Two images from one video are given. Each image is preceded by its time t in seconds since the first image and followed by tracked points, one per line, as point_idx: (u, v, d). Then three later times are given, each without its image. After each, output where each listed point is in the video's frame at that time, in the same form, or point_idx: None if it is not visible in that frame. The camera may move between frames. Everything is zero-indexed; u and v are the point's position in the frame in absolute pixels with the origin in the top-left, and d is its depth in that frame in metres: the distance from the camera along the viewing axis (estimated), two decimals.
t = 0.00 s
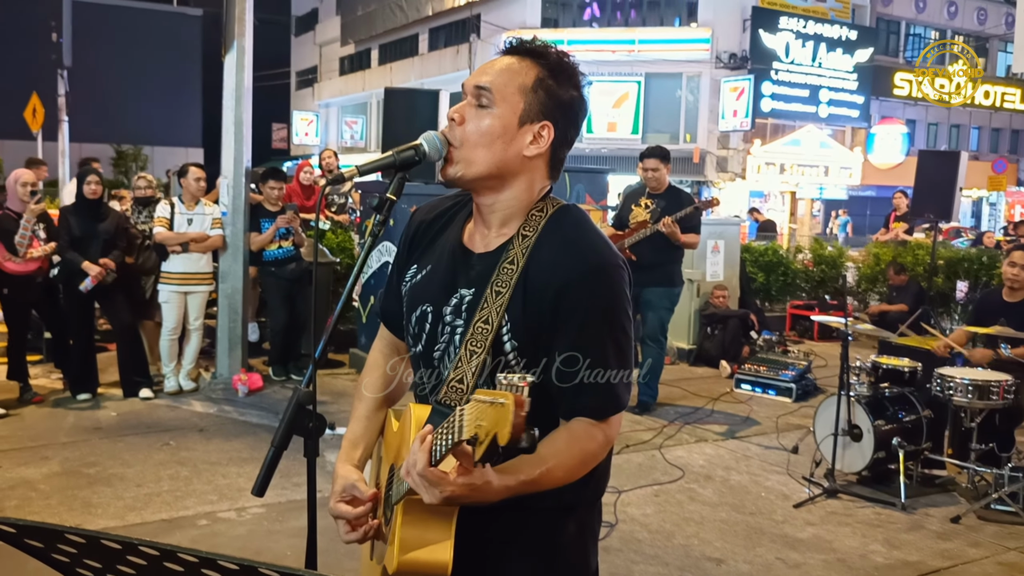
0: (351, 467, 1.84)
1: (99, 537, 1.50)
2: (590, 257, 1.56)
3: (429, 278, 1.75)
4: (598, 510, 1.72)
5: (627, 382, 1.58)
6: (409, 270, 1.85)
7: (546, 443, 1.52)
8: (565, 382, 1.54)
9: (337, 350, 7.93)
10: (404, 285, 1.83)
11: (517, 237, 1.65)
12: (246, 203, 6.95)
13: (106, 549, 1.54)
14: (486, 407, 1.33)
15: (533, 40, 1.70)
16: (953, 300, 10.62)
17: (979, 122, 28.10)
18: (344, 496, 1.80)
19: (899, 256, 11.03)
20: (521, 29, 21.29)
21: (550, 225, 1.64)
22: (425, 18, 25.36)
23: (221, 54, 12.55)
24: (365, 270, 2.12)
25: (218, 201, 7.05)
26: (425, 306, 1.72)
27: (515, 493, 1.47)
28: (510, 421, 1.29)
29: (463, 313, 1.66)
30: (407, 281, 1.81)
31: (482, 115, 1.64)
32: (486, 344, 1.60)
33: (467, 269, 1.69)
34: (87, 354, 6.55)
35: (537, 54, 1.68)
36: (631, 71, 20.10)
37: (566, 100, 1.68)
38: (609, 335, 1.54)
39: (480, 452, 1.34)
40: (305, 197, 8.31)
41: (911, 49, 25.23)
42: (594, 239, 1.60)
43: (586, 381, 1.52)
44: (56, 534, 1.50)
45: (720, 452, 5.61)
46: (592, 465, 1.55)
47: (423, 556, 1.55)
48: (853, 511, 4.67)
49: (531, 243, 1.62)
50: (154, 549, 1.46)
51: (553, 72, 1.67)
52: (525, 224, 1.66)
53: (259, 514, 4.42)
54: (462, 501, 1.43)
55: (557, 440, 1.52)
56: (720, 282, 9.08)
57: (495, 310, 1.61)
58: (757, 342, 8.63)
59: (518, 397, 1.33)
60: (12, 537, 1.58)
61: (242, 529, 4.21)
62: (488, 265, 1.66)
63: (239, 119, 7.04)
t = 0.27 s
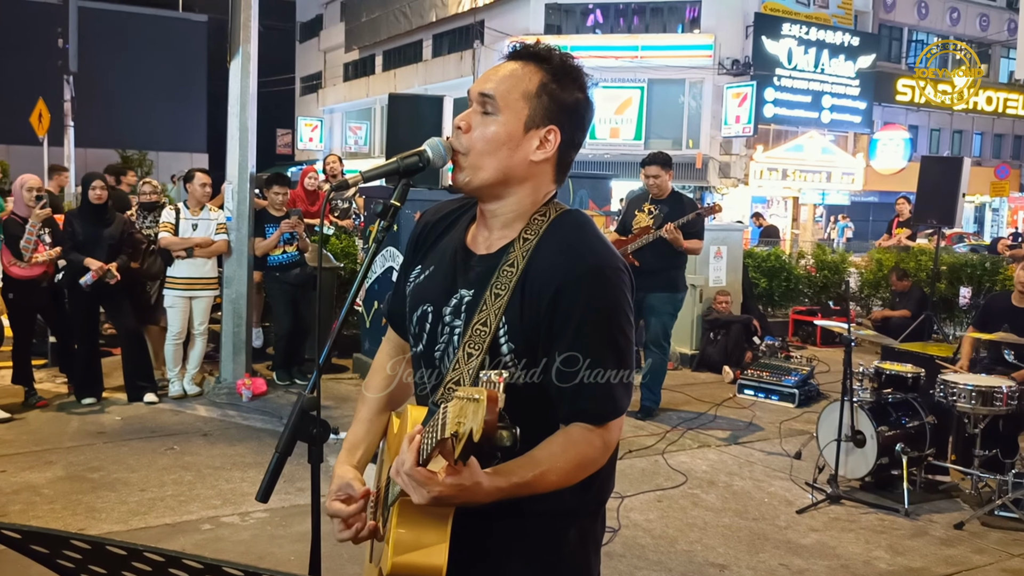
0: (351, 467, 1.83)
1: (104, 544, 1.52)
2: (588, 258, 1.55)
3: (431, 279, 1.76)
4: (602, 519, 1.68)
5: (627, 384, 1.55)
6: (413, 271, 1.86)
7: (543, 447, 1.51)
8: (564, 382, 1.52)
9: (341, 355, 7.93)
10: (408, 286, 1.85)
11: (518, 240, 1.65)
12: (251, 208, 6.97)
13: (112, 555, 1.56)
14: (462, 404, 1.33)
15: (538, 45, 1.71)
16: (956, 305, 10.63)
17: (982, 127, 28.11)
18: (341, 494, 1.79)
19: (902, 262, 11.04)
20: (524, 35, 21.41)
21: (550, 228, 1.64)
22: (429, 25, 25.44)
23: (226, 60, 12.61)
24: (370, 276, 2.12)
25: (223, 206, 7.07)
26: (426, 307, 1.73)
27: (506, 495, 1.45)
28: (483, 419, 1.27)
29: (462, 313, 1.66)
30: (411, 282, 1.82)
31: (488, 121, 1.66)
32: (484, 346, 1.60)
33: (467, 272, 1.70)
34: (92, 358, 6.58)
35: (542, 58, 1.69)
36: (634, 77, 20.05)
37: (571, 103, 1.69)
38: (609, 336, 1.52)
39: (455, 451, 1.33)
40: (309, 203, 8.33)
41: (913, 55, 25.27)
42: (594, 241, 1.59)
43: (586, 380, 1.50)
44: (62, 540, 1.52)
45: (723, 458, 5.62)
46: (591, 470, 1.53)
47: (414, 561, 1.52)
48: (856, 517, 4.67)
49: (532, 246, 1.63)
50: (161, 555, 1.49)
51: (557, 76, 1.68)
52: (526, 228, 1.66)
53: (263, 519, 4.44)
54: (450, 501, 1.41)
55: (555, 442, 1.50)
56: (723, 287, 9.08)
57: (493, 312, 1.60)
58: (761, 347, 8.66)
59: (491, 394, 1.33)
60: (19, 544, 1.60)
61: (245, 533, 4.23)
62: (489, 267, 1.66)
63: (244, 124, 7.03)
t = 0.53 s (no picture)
0: (355, 465, 1.82)
1: (109, 541, 1.52)
2: (590, 259, 1.56)
3: (436, 278, 1.76)
4: (603, 520, 1.68)
5: (629, 385, 1.55)
6: (419, 270, 1.86)
7: (543, 448, 1.51)
8: (565, 382, 1.52)
9: (344, 352, 7.94)
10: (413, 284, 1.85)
11: (522, 239, 1.65)
12: (254, 205, 6.97)
13: (116, 553, 1.57)
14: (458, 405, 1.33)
15: (545, 42, 1.70)
16: (959, 304, 10.61)
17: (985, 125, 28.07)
18: (347, 495, 1.78)
19: (905, 260, 11.03)
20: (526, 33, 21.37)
21: (555, 228, 1.64)
22: (431, 22, 25.41)
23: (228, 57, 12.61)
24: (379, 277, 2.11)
25: (226, 203, 7.06)
26: (430, 306, 1.73)
27: (504, 495, 1.46)
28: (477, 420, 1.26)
29: (466, 313, 1.66)
30: (417, 279, 1.82)
31: (494, 120, 1.66)
32: (486, 345, 1.60)
33: (471, 271, 1.70)
34: (95, 355, 6.59)
35: (548, 56, 1.69)
36: (636, 75, 20.02)
37: (577, 101, 1.69)
38: (610, 338, 1.52)
39: (452, 452, 1.33)
40: (313, 200, 8.33)
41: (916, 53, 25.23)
42: (598, 242, 1.59)
43: (586, 380, 1.50)
44: (65, 538, 1.52)
45: (725, 456, 5.62)
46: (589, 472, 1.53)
47: (415, 560, 1.52)
48: (859, 516, 4.67)
49: (535, 245, 1.62)
50: (164, 553, 1.49)
51: (563, 74, 1.68)
52: (531, 227, 1.66)
53: (266, 516, 4.45)
54: (447, 500, 1.41)
55: (556, 443, 1.51)
56: (725, 285, 9.07)
57: (497, 311, 1.60)
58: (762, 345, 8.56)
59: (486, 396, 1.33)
60: (25, 542, 1.60)
61: (248, 531, 4.23)
62: (493, 267, 1.66)
63: (248, 121, 7.00)
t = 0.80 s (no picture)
0: (359, 467, 1.82)
1: (112, 543, 1.53)
2: (590, 262, 1.56)
3: (439, 282, 1.76)
4: (605, 521, 1.69)
5: (630, 386, 1.56)
6: (422, 274, 1.87)
7: (544, 451, 1.52)
8: (566, 383, 1.53)
9: (345, 353, 7.95)
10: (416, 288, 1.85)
11: (523, 242, 1.65)
12: (255, 206, 6.98)
13: (118, 554, 1.57)
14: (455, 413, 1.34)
15: (548, 45, 1.71)
16: (960, 306, 10.61)
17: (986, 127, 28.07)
18: (350, 496, 1.78)
19: (906, 262, 11.02)
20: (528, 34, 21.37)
21: (556, 230, 1.64)
22: (433, 23, 25.41)
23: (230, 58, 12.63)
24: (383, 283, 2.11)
25: (227, 204, 7.07)
26: (433, 310, 1.74)
27: (506, 499, 1.46)
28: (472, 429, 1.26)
29: (468, 318, 1.66)
30: (420, 284, 1.83)
31: (495, 123, 1.66)
32: (488, 350, 1.60)
33: (473, 275, 1.71)
34: (97, 355, 6.59)
35: (550, 59, 1.69)
36: (638, 76, 19.97)
37: (579, 106, 1.69)
38: (612, 341, 1.53)
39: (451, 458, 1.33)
40: (314, 201, 8.34)
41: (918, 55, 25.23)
42: (599, 245, 1.60)
43: (586, 381, 1.50)
44: (68, 539, 1.53)
45: (726, 458, 5.62)
46: (591, 474, 1.53)
47: (418, 563, 1.53)
48: (860, 517, 4.67)
49: (536, 250, 1.63)
50: (167, 555, 1.50)
51: (565, 79, 1.68)
52: (532, 230, 1.66)
53: (267, 517, 4.45)
54: (447, 503, 1.41)
55: (556, 447, 1.52)
56: (726, 287, 9.07)
57: (499, 316, 1.61)
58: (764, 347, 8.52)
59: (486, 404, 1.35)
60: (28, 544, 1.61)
61: (250, 531, 4.24)
62: (495, 271, 1.67)
63: (249, 122, 7.01)
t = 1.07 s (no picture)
0: (359, 470, 1.80)
1: (110, 545, 1.53)
2: (585, 265, 1.57)
3: (437, 286, 1.77)
4: (604, 524, 1.69)
5: (627, 386, 1.56)
6: (420, 279, 1.87)
7: (542, 455, 1.52)
8: (565, 383, 1.52)
9: (343, 356, 7.95)
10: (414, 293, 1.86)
11: (518, 246, 1.65)
12: (253, 208, 6.97)
13: (116, 557, 1.57)
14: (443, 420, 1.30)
15: (545, 51, 1.72)
16: (957, 308, 10.63)
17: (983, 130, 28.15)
18: (347, 499, 1.74)
19: (903, 264, 11.04)
20: (526, 36, 21.53)
21: (550, 233, 1.65)
22: (431, 26, 25.42)
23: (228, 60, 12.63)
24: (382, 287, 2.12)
25: (225, 207, 7.07)
26: (430, 315, 1.75)
27: (508, 503, 1.45)
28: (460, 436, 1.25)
29: (465, 322, 1.67)
30: (417, 290, 1.83)
31: (490, 126, 1.67)
32: (484, 353, 1.60)
33: (470, 279, 1.71)
34: (94, 357, 6.59)
35: (547, 66, 1.70)
36: (635, 79, 20.04)
37: (576, 114, 1.70)
38: (608, 343, 1.53)
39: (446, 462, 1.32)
40: (312, 203, 8.34)
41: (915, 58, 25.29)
42: (594, 250, 1.61)
43: (586, 381, 1.50)
44: (66, 541, 1.53)
45: (723, 460, 5.62)
46: (589, 474, 1.53)
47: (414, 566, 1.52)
48: (857, 520, 4.68)
49: (531, 254, 1.63)
50: (165, 557, 1.50)
51: (563, 86, 1.69)
52: (526, 233, 1.66)
53: (264, 520, 4.45)
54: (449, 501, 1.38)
55: (553, 450, 1.51)
56: (724, 290, 9.08)
57: (494, 320, 1.61)
58: (762, 350, 8.64)
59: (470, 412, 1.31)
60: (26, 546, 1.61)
61: (247, 534, 4.24)
62: (491, 276, 1.67)
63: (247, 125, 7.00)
